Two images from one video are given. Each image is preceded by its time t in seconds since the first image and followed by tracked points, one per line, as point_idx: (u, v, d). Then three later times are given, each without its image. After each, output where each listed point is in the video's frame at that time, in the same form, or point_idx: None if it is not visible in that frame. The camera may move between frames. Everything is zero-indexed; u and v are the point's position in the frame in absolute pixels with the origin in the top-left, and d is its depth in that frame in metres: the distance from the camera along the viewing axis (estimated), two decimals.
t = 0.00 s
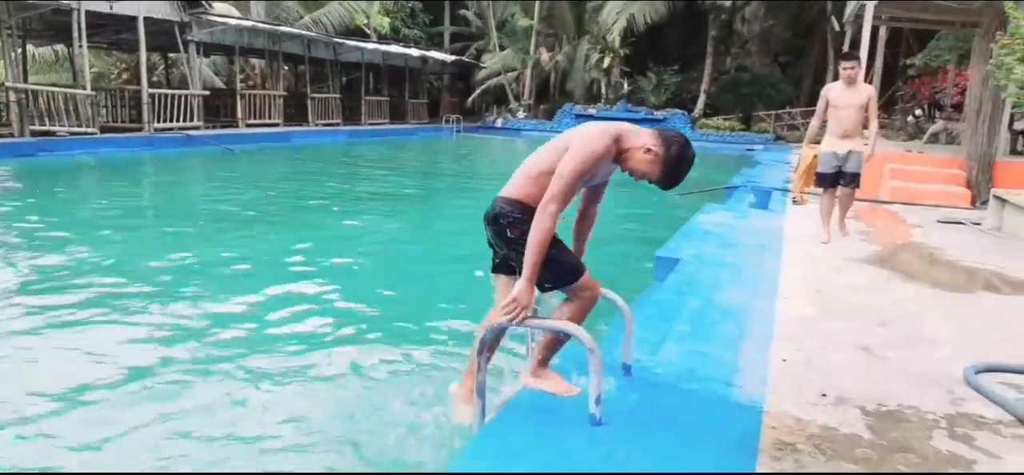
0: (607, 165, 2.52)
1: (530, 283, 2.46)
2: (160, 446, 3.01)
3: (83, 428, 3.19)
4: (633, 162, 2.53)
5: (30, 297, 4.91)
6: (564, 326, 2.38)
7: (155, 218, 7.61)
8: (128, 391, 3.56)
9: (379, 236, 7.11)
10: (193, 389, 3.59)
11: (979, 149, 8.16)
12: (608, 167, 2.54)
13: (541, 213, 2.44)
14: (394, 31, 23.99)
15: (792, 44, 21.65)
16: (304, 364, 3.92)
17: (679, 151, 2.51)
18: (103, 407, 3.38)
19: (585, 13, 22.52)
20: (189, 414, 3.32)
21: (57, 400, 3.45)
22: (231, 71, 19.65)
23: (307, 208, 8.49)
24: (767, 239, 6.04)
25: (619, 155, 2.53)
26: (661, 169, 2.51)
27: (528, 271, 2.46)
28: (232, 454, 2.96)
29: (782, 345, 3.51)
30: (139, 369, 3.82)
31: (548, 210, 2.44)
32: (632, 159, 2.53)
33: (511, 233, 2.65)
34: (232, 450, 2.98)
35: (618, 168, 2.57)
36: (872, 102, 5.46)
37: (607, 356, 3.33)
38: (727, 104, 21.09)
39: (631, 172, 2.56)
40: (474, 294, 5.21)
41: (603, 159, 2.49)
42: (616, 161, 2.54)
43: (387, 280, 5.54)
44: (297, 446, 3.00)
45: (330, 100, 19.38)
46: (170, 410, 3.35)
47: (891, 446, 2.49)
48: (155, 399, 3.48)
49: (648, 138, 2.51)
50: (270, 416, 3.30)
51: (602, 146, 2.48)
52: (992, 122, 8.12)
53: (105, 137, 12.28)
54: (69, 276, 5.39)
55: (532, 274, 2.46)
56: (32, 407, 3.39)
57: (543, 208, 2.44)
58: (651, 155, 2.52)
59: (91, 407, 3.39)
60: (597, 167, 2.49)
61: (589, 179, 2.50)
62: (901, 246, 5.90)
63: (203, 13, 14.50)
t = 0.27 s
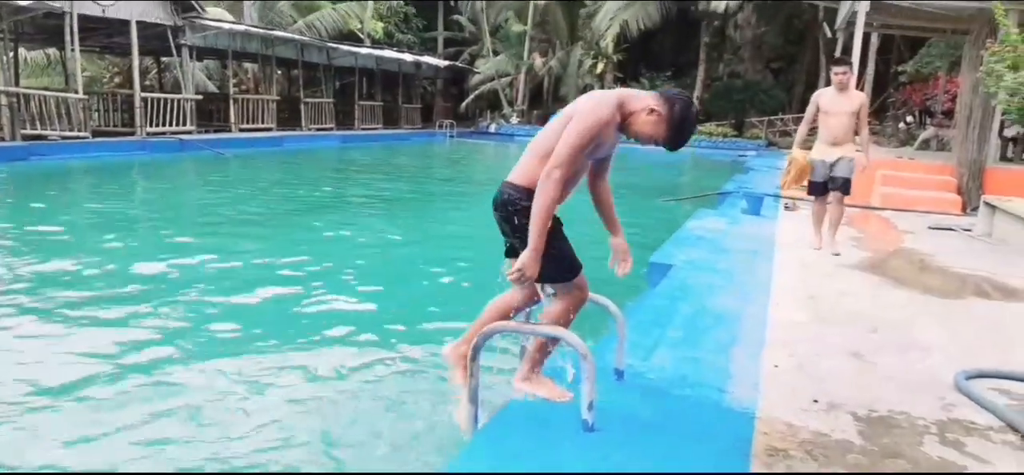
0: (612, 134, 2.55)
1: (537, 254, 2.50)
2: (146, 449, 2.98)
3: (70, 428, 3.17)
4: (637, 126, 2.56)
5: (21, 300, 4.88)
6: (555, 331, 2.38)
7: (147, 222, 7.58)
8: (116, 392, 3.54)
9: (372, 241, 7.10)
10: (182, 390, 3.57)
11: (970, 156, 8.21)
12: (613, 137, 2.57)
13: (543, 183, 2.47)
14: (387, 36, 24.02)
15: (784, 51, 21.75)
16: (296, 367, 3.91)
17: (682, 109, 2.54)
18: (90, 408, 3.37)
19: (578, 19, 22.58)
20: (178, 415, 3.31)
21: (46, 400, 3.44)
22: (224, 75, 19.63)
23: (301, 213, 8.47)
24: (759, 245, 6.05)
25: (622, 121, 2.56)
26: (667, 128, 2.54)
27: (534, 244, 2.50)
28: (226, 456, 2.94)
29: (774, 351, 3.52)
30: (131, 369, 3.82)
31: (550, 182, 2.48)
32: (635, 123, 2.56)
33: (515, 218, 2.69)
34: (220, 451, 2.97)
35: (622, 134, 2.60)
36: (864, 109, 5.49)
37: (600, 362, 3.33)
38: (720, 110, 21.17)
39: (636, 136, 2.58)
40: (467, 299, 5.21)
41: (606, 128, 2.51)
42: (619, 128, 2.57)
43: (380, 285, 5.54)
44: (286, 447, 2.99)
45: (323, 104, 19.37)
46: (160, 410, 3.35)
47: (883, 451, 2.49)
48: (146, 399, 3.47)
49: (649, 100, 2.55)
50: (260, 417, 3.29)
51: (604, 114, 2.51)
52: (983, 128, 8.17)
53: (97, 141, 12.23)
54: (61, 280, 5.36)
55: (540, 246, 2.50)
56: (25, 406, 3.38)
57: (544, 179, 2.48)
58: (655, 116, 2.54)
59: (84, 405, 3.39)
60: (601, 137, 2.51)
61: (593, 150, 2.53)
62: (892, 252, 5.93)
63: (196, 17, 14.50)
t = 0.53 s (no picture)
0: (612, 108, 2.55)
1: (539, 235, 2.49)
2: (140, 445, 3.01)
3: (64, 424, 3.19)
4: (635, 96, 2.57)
5: (10, 305, 4.84)
6: (544, 336, 2.38)
7: (138, 228, 7.55)
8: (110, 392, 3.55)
9: (364, 247, 7.09)
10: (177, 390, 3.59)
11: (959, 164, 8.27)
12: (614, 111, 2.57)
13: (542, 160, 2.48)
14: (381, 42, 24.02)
15: (776, 59, 21.87)
16: (287, 371, 3.90)
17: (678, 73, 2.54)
18: (83, 406, 3.38)
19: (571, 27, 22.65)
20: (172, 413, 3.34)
21: (39, 398, 3.45)
22: (216, 81, 19.59)
23: (293, 219, 8.45)
24: (750, 252, 6.07)
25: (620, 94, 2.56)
26: (667, 93, 2.55)
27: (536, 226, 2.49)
28: (217, 460, 2.92)
29: (765, 357, 3.53)
30: (122, 372, 3.81)
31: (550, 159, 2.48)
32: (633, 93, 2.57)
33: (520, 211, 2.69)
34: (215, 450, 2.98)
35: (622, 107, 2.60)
36: (855, 121, 5.51)
37: (591, 368, 3.34)
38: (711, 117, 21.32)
39: (636, 106, 2.59)
40: (458, 305, 5.20)
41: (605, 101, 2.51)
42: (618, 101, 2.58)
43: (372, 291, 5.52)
44: (281, 447, 3.01)
45: (315, 110, 19.35)
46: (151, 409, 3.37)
47: (873, 458, 2.50)
48: (138, 400, 3.48)
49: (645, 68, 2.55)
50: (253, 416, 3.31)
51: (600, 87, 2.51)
52: (972, 136, 8.23)
53: (88, 146, 12.18)
54: (50, 286, 5.32)
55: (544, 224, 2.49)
56: (15, 407, 3.37)
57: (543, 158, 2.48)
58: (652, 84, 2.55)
59: (75, 407, 3.39)
60: (601, 114, 2.51)
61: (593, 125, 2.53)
62: (883, 259, 5.96)
63: (189, 23, 14.49)
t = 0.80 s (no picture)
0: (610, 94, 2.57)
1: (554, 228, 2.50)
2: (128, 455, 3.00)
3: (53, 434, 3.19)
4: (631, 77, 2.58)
5: None
6: (533, 343, 2.38)
7: (128, 236, 7.50)
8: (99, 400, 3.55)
9: (357, 255, 7.07)
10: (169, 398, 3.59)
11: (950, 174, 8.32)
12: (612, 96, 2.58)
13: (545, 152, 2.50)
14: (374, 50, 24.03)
15: (767, 68, 21.98)
16: (281, 378, 3.90)
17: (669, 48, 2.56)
18: (74, 415, 3.38)
19: (563, 36, 22.70)
20: (163, 421, 3.33)
21: (31, 407, 3.45)
22: (208, 88, 19.55)
23: (285, 227, 8.43)
24: (741, 261, 6.09)
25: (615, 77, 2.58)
26: (660, 68, 2.57)
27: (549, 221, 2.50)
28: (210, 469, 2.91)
29: (758, 367, 3.53)
30: (116, 380, 3.79)
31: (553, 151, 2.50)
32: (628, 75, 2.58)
33: (526, 215, 2.67)
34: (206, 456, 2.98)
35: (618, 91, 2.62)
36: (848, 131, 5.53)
37: (584, 377, 3.33)
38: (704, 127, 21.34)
39: (632, 87, 2.60)
40: (451, 314, 5.19)
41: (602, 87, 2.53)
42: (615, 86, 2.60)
43: (364, 299, 5.51)
44: (273, 455, 3.00)
45: (307, 117, 19.31)
46: (145, 417, 3.36)
47: (864, 468, 2.50)
48: (131, 409, 3.47)
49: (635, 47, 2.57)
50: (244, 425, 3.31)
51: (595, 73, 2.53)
52: (962, 146, 8.28)
53: (79, 154, 12.12)
54: (40, 294, 5.28)
55: (554, 217, 2.50)
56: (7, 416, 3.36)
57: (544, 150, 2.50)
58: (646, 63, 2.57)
59: (68, 415, 3.37)
60: (600, 100, 2.53)
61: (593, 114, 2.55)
62: (874, 268, 5.99)
63: (181, 30, 14.47)
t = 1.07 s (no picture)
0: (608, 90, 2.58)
1: (578, 230, 2.50)
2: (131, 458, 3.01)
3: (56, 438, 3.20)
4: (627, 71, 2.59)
5: None
6: (530, 354, 2.38)
7: (123, 244, 7.47)
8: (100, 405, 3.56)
9: (352, 264, 7.07)
10: (169, 405, 3.60)
11: (943, 184, 8.37)
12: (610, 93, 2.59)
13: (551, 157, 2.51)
14: (370, 59, 24.09)
15: (761, 78, 22.07)
16: (277, 387, 3.89)
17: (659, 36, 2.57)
18: (73, 420, 3.39)
19: (559, 45, 22.78)
20: (164, 427, 3.34)
21: (29, 413, 3.45)
22: (204, 96, 19.56)
23: (280, 235, 8.42)
24: (737, 270, 6.10)
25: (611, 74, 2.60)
26: (652, 56, 2.58)
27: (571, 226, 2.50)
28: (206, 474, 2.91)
29: (752, 376, 3.54)
30: (112, 387, 3.79)
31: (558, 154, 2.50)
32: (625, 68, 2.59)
33: (536, 223, 2.65)
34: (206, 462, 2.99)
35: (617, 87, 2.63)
36: (844, 136, 5.58)
37: (579, 387, 3.33)
38: (699, 136, 21.41)
39: (629, 79, 2.61)
40: (447, 323, 5.16)
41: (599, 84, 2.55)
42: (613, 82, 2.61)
43: (358, 308, 5.49)
44: (273, 461, 3.00)
45: (303, 126, 19.31)
46: (143, 424, 3.36)
47: None
48: (127, 414, 3.47)
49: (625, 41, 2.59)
50: (244, 430, 3.32)
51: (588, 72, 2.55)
52: (955, 156, 8.31)
53: (73, 161, 12.09)
54: (34, 303, 5.26)
55: (575, 221, 2.49)
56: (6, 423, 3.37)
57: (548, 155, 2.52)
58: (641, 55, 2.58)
59: (66, 421, 3.38)
60: (598, 97, 2.53)
61: (596, 113, 2.56)
62: (868, 277, 6.00)
63: (177, 38, 14.50)
